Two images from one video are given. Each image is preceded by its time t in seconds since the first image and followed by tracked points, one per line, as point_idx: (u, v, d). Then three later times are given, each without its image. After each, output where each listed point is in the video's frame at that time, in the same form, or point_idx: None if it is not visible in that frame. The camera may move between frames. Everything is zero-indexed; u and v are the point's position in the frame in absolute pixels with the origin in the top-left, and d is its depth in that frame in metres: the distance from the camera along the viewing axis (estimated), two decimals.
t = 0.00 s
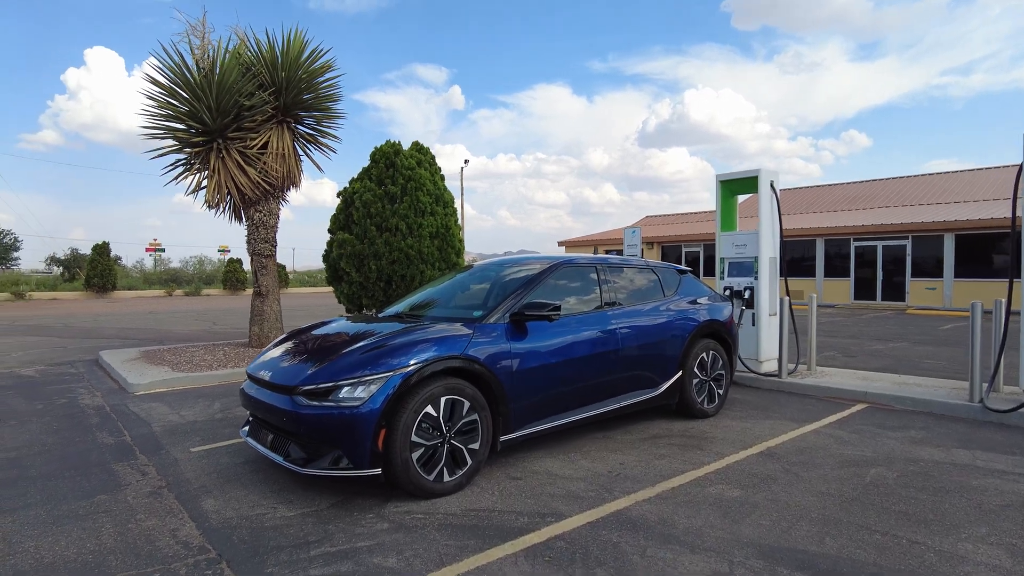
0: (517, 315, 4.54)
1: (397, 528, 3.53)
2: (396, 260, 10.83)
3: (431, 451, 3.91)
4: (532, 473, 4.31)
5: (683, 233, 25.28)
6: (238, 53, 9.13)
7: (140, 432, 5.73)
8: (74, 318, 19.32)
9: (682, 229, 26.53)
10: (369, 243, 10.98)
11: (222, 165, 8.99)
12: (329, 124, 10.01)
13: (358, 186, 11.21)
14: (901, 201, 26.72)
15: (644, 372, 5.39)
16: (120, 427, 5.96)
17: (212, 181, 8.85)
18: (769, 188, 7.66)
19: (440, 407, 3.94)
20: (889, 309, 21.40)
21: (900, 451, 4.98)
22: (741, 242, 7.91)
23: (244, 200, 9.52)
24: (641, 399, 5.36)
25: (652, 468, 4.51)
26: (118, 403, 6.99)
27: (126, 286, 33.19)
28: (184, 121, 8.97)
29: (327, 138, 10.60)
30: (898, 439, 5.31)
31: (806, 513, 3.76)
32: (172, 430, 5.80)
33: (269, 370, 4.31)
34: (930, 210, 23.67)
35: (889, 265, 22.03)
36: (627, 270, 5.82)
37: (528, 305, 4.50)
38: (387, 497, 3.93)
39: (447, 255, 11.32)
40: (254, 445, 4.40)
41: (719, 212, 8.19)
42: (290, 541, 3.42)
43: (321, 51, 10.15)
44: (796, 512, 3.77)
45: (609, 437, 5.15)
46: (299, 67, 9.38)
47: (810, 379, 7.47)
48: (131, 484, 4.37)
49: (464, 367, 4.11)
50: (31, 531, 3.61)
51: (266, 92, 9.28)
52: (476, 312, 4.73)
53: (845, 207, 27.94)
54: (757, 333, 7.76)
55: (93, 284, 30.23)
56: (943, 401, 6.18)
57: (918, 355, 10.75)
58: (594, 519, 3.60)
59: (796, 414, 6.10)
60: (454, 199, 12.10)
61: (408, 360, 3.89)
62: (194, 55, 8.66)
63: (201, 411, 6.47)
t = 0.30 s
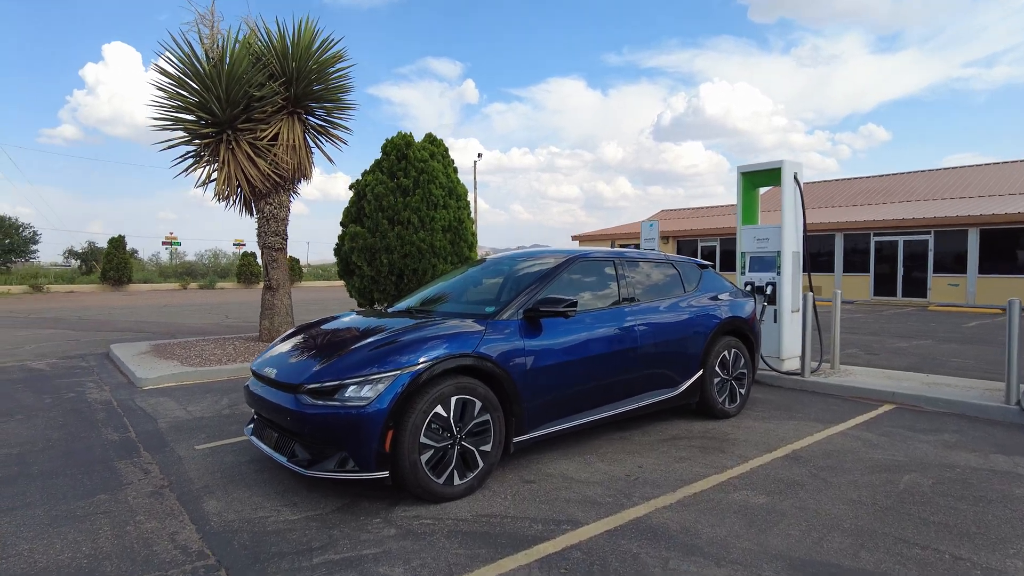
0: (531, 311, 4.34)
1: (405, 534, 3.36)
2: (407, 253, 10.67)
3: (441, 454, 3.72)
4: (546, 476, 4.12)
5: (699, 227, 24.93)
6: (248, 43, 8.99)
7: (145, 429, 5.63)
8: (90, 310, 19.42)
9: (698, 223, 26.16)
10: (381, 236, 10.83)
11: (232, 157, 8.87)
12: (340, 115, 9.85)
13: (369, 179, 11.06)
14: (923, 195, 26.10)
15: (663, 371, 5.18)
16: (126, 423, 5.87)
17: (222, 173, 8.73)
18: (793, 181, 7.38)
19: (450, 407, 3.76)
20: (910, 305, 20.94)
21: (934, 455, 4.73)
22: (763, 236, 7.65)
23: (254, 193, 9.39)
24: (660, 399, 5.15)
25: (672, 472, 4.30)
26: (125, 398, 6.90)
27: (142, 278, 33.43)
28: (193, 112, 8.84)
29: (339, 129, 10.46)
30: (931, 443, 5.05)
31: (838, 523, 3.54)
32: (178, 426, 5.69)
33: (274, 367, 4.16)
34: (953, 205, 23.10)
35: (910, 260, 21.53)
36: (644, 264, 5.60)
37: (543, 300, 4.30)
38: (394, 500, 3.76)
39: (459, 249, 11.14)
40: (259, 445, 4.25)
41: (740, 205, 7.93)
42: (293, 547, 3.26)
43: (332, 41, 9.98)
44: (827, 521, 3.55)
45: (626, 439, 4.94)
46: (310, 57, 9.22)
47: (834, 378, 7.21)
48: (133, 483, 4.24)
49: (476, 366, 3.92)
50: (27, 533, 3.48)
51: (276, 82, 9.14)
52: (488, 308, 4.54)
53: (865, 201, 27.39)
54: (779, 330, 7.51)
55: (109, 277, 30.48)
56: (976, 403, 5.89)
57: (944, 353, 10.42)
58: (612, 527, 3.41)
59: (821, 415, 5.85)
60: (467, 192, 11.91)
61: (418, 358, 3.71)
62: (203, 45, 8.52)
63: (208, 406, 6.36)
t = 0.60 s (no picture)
0: (541, 303, 4.12)
1: (406, 540, 3.16)
2: (416, 246, 10.47)
3: (445, 454, 3.51)
4: (557, 477, 3.91)
5: (712, 220, 24.56)
6: (253, 30, 8.81)
7: (144, 425, 5.49)
8: (102, 303, 19.46)
9: (712, 216, 25.78)
10: (389, 229, 10.63)
11: (237, 147, 8.71)
12: (347, 105, 9.65)
13: (378, 170, 10.87)
14: (944, 187, 25.50)
15: (679, 367, 4.94)
16: (126, 419, 5.73)
17: (227, 163, 8.57)
18: (814, 169, 7.09)
19: (456, 405, 3.54)
20: (929, 300, 20.48)
21: (969, 457, 4.46)
22: (782, 227, 7.36)
23: (260, 184, 9.23)
24: (676, 396, 4.92)
25: (690, 474, 4.07)
26: (127, 393, 6.77)
27: (154, 272, 33.58)
28: (198, 102, 8.68)
29: (345, 120, 10.26)
30: (964, 444, 4.78)
31: (871, 531, 3.29)
32: (178, 422, 5.53)
33: (272, 363, 3.97)
34: (975, 197, 22.55)
35: (930, 254, 21.04)
36: (660, 255, 5.36)
37: (553, 292, 4.08)
38: (397, 503, 3.57)
39: (469, 242, 10.92)
40: (256, 442, 4.07)
41: (759, 195, 7.64)
42: (287, 553, 3.07)
43: (339, 29, 9.77)
44: (859, 529, 3.31)
45: (640, 438, 4.71)
46: (315, 45, 9.00)
47: (857, 375, 6.92)
48: (127, 482, 4.08)
49: (482, 361, 3.71)
50: (11, 535, 3.32)
51: (282, 70, 8.95)
52: (496, 301, 4.32)
53: (883, 194, 26.85)
54: (798, 325, 7.24)
55: (121, 270, 30.62)
56: (1009, 402, 5.59)
57: (969, 349, 10.08)
58: (627, 535, 3.19)
59: (845, 413, 5.59)
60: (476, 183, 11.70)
61: (421, 353, 3.50)
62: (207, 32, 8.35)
63: (210, 402, 6.21)
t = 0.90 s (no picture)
0: (555, 304, 3.89)
1: (411, 560, 2.95)
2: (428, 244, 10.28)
3: (454, 466, 3.28)
4: (573, 490, 3.68)
5: (730, 217, 24.13)
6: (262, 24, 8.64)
7: (147, 428, 5.35)
8: (118, 302, 19.46)
9: (730, 213, 25.32)
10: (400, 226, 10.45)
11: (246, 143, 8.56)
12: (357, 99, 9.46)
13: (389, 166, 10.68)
14: (970, 182, 24.79)
15: (701, 371, 4.68)
16: (129, 421, 5.59)
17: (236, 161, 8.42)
18: (842, 162, 6.76)
19: (465, 413, 3.32)
20: (955, 298, 19.92)
21: (1015, 468, 4.16)
22: (808, 223, 7.06)
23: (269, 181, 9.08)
24: (698, 402, 4.66)
25: (715, 487, 3.80)
26: (133, 395, 6.65)
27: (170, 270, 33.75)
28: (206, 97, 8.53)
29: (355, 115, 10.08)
30: (1009, 454, 4.46)
31: (915, 552, 3.02)
32: (181, 426, 5.36)
33: (273, 366, 3.77)
34: (1004, 192, 21.90)
35: (957, 251, 20.43)
36: (680, 253, 5.10)
37: (568, 292, 3.84)
38: (402, 517, 3.35)
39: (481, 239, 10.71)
40: (256, 450, 3.88)
41: (783, 190, 7.32)
42: (284, 573, 2.87)
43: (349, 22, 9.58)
44: (902, 550, 3.04)
45: (661, 447, 4.46)
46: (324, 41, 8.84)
47: (887, 377, 6.56)
48: (123, 490, 3.91)
49: (493, 366, 3.48)
50: None
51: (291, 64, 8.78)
52: (507, 302, 4.08)
53: (906, 189, 26.21)
54: (825, 326, 6.92)
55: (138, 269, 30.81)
56: None
57: (1002, 350, 9.67)
58: (648, 556, 2.95)
59: (878, 419, 5.28)
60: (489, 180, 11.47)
61: (429, 358, 3.28)
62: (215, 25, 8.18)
63: (215, 404, 6.06)
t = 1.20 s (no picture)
0: (571, 303, 3.68)
1: None
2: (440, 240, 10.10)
3: (463, 476, 3.09)
4: (590, 500, 3.47)
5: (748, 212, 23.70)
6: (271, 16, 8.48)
7: (151, 429, 5.23)
8: (136, 298, 19.53)
9: (749, 208, 24.86)
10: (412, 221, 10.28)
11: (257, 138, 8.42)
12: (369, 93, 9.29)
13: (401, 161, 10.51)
14: (997, 175, 24.09)
15: (724, 374, 4.46)
16: (135, 421, 5.48)
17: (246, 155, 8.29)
18: (871, 155, 6.45)
19: (475, 420, 3.12)
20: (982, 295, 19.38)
21: None
22: (835, 217, 6.76)
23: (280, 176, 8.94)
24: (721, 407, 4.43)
25: (742, 498, 3.57)
26: (140, 393, 6.54)
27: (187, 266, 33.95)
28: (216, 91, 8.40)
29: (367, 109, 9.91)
30: None
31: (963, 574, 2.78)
32: (186, 427, 5.23)
33: (276, 368, 3.62)
34: None
35: (984, 246, 19.86)
36: (701, 249, 4.86)
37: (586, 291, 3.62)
38: (409, 529, 3.17)
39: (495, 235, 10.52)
40: (258, 455, 3.72)
41: (808, 183, 7.02)
42: None
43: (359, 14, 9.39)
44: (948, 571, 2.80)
45: (683, 454, 4.24)
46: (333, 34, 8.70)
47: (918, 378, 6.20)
48: (122, 495, 3.77)
49: (505, 370, 3.27)
50: None
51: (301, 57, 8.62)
52: (521, 301, 3.85)
53: (930, 183, 25.58)
54: (852, 325, 6.62)
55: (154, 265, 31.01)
56: None
57: None
58: None
59: (911, 423, 5.00)
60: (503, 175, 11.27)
61: (438, 361, 3.09)
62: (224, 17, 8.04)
63: (222, 404, 5.93)
